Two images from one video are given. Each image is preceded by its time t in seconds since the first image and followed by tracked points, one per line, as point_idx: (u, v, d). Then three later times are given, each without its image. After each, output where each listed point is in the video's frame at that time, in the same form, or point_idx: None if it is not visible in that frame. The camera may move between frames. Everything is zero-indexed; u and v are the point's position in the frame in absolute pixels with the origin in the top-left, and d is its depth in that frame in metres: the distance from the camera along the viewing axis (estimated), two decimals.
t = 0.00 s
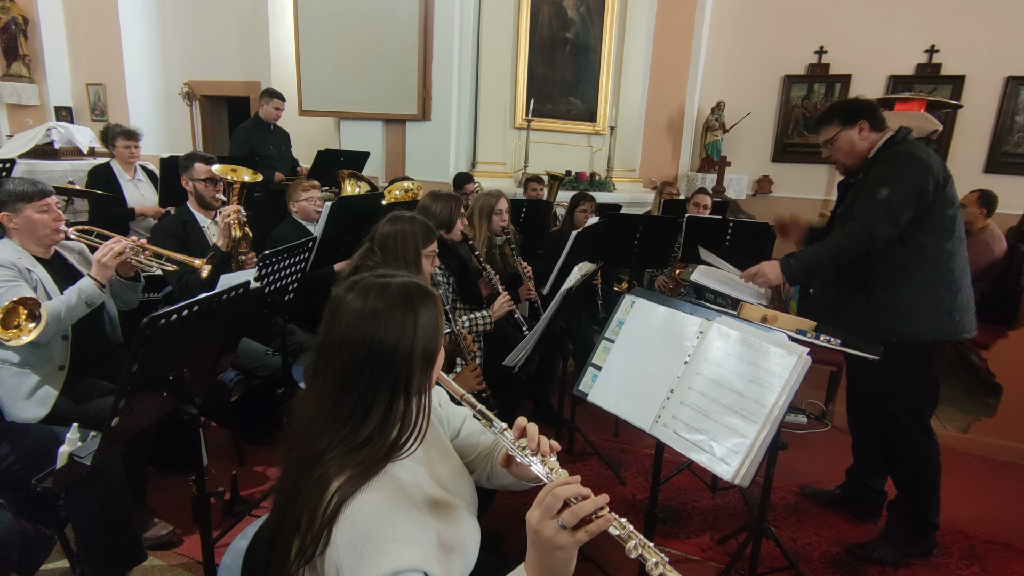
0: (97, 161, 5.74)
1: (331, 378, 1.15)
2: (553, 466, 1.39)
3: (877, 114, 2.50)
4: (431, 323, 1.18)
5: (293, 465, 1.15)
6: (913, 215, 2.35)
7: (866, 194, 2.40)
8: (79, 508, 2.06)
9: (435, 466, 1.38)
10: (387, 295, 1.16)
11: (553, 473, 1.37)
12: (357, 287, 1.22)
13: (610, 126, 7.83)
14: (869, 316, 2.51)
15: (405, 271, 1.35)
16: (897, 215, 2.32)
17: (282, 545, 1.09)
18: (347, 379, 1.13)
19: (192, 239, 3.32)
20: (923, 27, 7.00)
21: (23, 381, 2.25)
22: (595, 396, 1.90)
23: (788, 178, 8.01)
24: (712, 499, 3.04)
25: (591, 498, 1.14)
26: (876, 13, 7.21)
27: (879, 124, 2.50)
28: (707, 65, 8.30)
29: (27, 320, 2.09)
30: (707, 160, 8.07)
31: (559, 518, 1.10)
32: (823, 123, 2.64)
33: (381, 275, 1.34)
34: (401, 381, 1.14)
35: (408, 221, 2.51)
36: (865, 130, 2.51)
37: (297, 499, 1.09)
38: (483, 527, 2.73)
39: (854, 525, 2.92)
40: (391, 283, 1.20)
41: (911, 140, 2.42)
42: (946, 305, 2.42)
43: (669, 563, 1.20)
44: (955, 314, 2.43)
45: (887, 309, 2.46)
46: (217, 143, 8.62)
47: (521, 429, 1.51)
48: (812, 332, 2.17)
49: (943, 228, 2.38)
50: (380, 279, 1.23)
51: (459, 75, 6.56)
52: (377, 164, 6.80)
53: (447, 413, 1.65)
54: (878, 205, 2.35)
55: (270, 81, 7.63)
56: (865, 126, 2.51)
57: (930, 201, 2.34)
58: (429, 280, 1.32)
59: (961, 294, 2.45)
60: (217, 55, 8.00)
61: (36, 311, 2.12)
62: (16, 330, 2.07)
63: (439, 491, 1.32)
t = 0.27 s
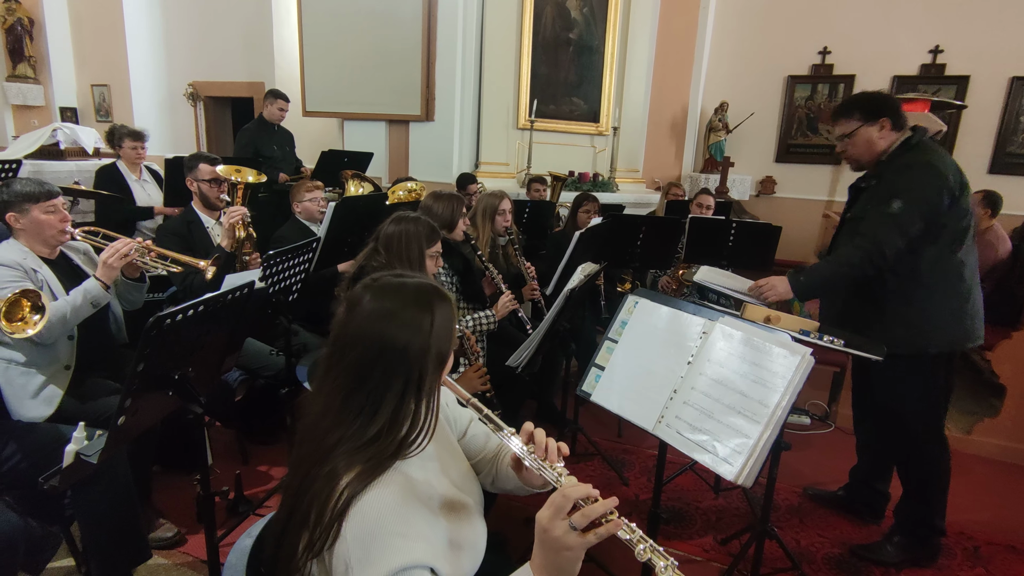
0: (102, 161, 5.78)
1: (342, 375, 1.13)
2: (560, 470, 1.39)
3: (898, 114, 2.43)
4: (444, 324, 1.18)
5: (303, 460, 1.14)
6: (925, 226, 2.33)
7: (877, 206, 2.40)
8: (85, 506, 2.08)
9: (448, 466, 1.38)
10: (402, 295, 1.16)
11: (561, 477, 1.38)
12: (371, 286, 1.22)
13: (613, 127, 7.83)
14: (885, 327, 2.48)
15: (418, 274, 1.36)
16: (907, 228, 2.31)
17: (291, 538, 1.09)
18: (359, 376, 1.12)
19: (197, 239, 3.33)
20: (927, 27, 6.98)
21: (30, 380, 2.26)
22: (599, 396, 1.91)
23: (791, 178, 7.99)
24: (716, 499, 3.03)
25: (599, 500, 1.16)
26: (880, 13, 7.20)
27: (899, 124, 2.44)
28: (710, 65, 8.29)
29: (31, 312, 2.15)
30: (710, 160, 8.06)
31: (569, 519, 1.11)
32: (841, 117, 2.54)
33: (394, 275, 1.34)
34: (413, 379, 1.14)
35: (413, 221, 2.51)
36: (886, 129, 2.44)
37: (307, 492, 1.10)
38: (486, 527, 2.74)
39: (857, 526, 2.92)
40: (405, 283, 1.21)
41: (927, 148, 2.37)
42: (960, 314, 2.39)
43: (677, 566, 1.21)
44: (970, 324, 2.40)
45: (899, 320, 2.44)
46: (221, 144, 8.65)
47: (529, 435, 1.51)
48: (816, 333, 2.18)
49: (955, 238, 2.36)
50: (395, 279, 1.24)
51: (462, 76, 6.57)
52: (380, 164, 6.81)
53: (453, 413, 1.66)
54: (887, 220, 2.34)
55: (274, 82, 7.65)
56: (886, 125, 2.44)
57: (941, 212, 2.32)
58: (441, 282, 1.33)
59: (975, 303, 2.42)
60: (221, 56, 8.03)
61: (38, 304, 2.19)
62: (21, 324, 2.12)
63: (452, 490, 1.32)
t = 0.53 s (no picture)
0: (108, 162, 5.80)
1: (357, 373, 1.15)
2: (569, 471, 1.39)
3: (930, 112, 2.34)
4: (457, 325, 1.20)
5: (316, 455, 1.16)
6: (954, 242, 2.24)
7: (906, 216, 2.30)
8: (90, 504, 2.09)
9: (457, 467, 1.38)
10: (418, 296, 1.18)
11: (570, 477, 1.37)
12: (387, 286, 1.23)
13: (616, 127, 7.81)
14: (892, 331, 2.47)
15: (431, 274, 1.37)
16: (935, 244, 2.23)
17: (302, 532, 1.11)
18: (374, 374, 1.14)
19: (202, 240, 3.34)
20: (932, 27, 6.97)
21: (36, 379, 2.29)
22: (602, 396, 1.91)
23: (795, 179, 7.98)
24: (719, 500, 3.03)
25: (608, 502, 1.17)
26: (884, 13, 7.19)
27: (931, 122, 2.35)
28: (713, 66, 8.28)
29: (39, 317, 2.12)
30: (713, 160, 8.05)
31: (578, 518, 1.12)
32: (870, 112, 2.46)
33: (408, 275, 1.35)
34: (426, 379, 1.15)
35: (417, 222, 2.52)
36: (916, 127, 2.36)
37: (319, 488, 1.11)
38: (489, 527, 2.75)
39: (861, 528, 2.91)
40: (420, 284, 1.22)
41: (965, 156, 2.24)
42: (977, 332, 2.35)
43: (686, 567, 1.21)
44: (986, 341, 2.36)
45: (909, 325, 2.43)
46: (225, 144, 8.68)
47: (538, 436, 1.52)
48: (820, 334, 2.18)
49: (983, 254, 2.27)
50: (410, 279, 1.25)
51: (466, 77, 6.58)
52: (384, 165, 6.83)
53: (460, 414, 1.67)
54: (913, 232, 2.25)
55: (278, 83, 7.68)
56: (916, 124, 2.35)
57: (973, 227, 2.22)
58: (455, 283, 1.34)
59: (994, 319, 2.37)
60: (226, 57, 8.06)
61: (47, 309, 2.14)
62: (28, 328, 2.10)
63: (461, 490, 1.32)
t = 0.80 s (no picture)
0: (113, 162, 5.83)
1: (368, 372, 1.16)
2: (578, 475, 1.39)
3: (984, 102, 2.12)
4: (467, 325, 1.20)
5: (325, 455, 1.16)
6: None
7: (980, 208, 2.11)
8: (95, 504, 2.10)
9: (463, 467, 1.39)
10: (429, 296, 1.19)
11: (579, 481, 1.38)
12: (397, 286, 1.24)
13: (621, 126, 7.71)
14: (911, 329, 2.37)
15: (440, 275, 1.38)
16: (1008, 238, 2.09)
17: (311, 532, 1.11)
18: (385, 374, 1.15)
19: (205, 239, 3.36)
20: (937, 27, 6.94)
21: (41, 379, 2.30)
22: (605, 397, 1.90)
23: (799, 180, 7.96)
24: (722, 501, 3.03)
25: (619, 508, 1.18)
26: (889, 13, 7.16)
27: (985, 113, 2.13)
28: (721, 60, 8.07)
29: (44, 322, 2.12)
30: (717, 161, 8.03)
31: (590, 523, 1.12)
32: (919, 100, 2.20)
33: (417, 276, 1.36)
34: (436, 379, 1.16)
35: (421, 222, 2.52)
36: (970, 120, 2.13)
37: (328, 487, 1.11)
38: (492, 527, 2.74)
39: (866, 530, 2.90)
40: (431, 284, 1.23)
41: None
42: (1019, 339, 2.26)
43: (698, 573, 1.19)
44: None
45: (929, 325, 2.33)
46: (229, 145, 8.71)
47: (548, 440, 1.52)
48: (823, 335, 2.18)
49: None
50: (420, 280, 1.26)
51: (470, 77, 6.59)
52: (387, 165, 6.84)
53: (465, 415, 1.66)
54: (988, 223, 2.10)
55: (282, 83, 7.70)
56: (970, 115, 2.12)
57: None
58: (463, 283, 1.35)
59: None
60: (230, 58, 8.08)
61: (52, 313, 2.15)
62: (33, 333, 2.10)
63: (469, 491, 1.32)
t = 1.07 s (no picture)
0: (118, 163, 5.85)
1: (377, 374, 1.17)
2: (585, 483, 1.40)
3: (1006, 108, 2.18)
4: (475, 328, 1.22)
5: (333, 458, 1.17)
6: None
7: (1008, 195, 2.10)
8: (99, 504, 2.10)
9: (469, 472, 1.38)
10: (438, 299, 1.21)
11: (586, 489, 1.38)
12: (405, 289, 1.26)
13: (624, 128, 7.84)
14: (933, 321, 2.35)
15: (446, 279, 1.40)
16: None
17: (317, 536, 1.11)
18: (394, 376, 1.16)
19: (209, 240, 3.37)
20: (943, 27, 6.91)
21: (46, 378, 2.31)
22: (608, 398, 1.90)
23: (804, 180, 7.93)
24: (726, 503, 3.02)
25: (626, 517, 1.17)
26: (894, 13, 7.13)
27: (1005, 121, 2.20)
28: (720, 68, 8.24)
29: (46, 319, 2.12)
30: (722, 162, 8.00)
31: (597, 534, 1.13)
32: (941, 100, 2.29)
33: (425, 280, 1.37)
34: (445, 381, 1.17)
35: (424, 223, 2.52)
36: (988, 124, 2.20)
37: (334, 491, 1.11)
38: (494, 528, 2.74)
39: (872, 532, 2.88)
40: (439, 287, 1.25)
41: None
42: None
43: None
44: None
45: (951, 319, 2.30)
46: (234, 145, 8.74)
47: (555, 446, 1.52)
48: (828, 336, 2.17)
49: None
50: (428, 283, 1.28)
51: (474, 78, 6.59)
52: (392, 165, 6.85)
53: (471, 417, 1.66)
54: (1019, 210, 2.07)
55: (287, 84, 7.72)
56: (990, 120, 2.20)
57: None
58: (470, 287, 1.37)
59: None
60: (235, 59, 8.11)
61: (54, 311, 2.15)
62: (36, 330, 2.10)
63: (475, 497, 1.32)
